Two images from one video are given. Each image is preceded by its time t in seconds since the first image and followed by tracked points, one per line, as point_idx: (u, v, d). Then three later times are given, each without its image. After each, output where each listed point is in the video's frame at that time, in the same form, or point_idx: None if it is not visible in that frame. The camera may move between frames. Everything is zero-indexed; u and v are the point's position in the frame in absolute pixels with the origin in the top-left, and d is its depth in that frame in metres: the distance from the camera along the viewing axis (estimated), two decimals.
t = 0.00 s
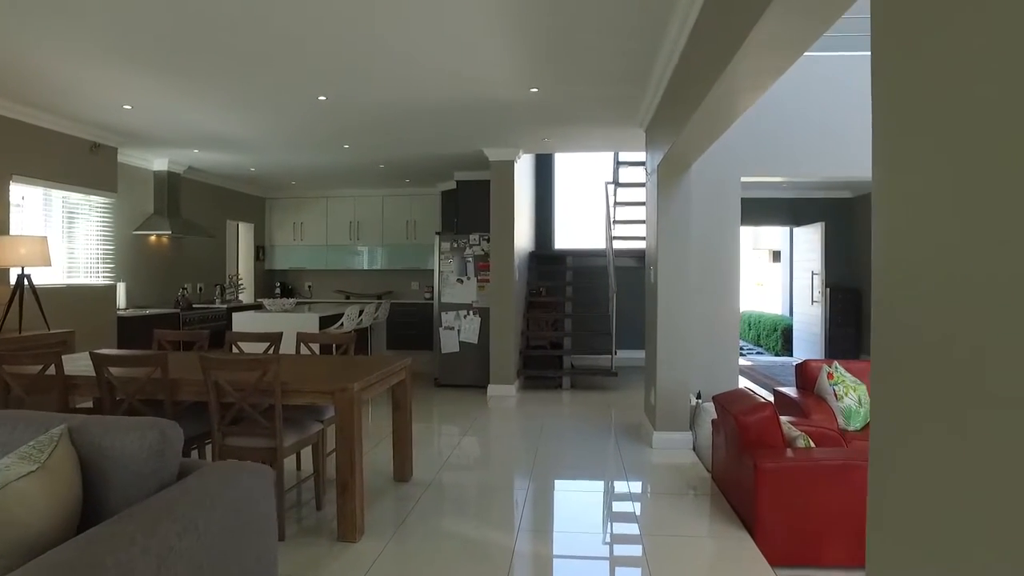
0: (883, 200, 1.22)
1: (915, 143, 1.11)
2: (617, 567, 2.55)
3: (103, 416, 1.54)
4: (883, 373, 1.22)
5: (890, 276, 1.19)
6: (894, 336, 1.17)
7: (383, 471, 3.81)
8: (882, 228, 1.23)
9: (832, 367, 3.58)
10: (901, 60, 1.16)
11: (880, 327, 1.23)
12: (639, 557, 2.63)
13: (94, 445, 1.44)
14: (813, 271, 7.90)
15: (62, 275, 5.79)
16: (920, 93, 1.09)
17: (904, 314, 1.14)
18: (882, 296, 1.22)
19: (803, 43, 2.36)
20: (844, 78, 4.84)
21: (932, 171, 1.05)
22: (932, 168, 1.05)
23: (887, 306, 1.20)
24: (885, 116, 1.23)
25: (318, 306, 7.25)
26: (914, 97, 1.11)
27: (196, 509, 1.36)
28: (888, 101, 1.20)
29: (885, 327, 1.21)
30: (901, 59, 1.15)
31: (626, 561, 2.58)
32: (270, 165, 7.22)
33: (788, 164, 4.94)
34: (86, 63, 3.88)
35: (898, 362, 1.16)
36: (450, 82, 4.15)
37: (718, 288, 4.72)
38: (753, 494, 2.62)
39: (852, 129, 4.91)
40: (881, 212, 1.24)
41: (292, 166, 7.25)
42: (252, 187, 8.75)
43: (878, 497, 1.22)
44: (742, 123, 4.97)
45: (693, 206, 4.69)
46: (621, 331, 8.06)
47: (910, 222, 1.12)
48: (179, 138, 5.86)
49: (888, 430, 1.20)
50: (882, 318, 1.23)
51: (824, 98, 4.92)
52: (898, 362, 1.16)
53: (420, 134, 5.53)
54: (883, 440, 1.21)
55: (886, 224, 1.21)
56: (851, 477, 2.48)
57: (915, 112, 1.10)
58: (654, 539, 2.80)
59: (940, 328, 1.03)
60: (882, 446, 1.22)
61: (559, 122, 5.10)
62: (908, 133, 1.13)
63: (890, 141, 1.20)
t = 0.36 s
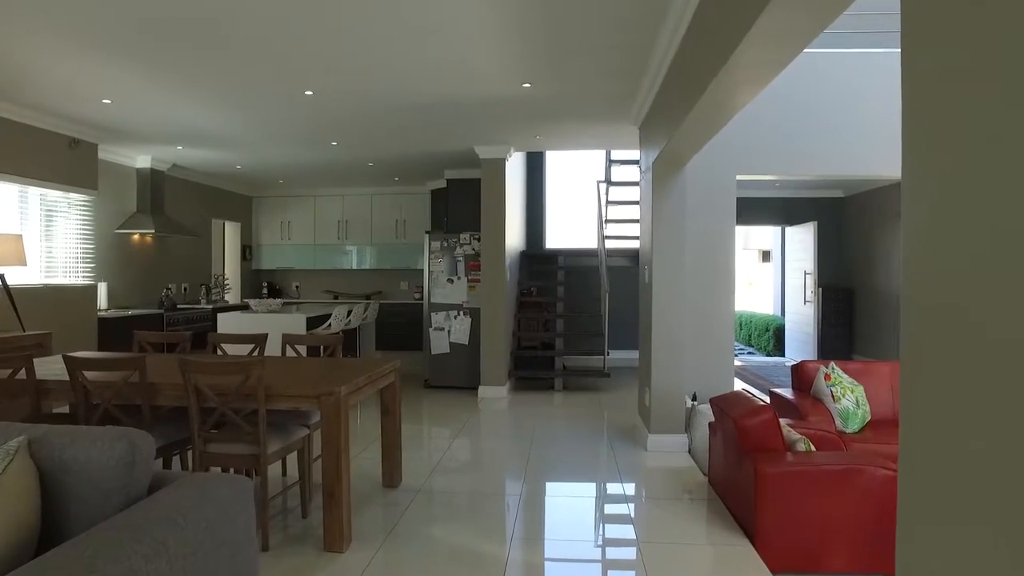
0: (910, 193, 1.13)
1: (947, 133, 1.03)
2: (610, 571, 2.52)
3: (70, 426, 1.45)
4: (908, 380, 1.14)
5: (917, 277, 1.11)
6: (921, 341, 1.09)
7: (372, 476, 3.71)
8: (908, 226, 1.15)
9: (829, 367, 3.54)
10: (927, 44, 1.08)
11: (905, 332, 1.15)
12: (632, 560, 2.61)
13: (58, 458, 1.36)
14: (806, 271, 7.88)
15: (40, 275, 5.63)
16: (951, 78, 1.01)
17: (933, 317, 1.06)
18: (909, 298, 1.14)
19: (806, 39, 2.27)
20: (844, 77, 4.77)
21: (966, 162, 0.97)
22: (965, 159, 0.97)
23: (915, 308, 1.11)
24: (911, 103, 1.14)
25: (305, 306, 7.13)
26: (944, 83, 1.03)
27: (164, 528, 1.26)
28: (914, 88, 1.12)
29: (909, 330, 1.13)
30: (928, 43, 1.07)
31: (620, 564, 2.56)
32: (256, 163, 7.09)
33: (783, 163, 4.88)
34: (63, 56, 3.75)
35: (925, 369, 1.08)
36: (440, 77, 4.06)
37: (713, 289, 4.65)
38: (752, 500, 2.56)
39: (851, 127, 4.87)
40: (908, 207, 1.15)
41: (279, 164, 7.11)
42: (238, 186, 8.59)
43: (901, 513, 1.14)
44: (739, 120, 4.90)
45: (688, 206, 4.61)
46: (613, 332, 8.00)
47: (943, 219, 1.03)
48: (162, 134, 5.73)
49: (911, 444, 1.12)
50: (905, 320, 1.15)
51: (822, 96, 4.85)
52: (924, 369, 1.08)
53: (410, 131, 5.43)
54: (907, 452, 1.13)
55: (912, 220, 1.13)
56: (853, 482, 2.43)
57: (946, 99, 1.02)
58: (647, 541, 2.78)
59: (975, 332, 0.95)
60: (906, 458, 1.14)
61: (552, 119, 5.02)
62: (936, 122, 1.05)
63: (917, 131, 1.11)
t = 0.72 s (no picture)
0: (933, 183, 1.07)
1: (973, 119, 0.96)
2: (601, 573, 2.47)
3: (34, 432, 1.37)
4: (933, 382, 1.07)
5: (942, 273, 1.04)
6: (946, 341, 1.03)
7: (359, 479, 3.62)
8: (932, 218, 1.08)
9: (824, 367, 3.51)
10: (950, 26, 1.01)
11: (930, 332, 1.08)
12: (624, 562, 2.56)
13: (19, 467, 1.28)
14: (797, 271, 7.88)
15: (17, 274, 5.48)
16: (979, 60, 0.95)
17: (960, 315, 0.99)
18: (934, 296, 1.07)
19: (807, 33, 2.19)
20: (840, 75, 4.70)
21: (996, 150, 0.91)
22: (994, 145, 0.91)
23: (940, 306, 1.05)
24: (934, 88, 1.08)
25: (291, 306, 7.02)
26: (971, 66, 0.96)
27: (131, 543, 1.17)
28: (937, 73, 1.06)
29: (934, 330, 1.06)
30: (951, 24, 1.01)
31: (612, 566, 2.51)
32: (242, 160, 6.96)
33: (778, 161, 4.81)
34: (38, 46, 3.63)
35: (952, 371, 1.01)
36: (429, 70, 3.97)
37: (706, 288, 4.60)
38: (749, 502, 2.52)
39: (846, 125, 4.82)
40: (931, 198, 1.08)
41: (265, 161, 6.99)
42: (224, 184, 8.45)
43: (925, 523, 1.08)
44: (733, 117, 4.83)
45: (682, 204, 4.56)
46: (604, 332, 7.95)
47: (971, 211, 0.96)
48: (144, 130, 5.59)
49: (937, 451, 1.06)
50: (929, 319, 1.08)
51: (819, 93, 4.78)
52: (950, 371, 1.02)
53: (398, 127, 5.34)
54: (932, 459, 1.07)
55: (936, 212, 1.06)
56: (852, 483, 2.39)
57: (974, 82, 0.95)
58: (639, 543, 2.74)
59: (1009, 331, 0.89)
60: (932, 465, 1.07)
61: (543, 115, 4.95)
62: (961, 107, 0.99)
63: (940, 117, 1.05)
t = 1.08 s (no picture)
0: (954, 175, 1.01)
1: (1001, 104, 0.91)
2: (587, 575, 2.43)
3: None
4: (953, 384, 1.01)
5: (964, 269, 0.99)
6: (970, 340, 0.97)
7: (341, 483, 3.53)
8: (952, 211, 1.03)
9: (811, 366, 3.49)
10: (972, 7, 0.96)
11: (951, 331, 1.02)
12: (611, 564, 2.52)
13: None
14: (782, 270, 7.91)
15: None
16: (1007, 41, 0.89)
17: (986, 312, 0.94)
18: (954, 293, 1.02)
19: (796, 27, 2.14)
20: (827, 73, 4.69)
21: None
22: None
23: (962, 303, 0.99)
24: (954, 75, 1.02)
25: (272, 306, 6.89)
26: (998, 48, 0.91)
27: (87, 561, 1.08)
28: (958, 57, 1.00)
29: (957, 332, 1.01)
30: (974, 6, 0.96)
31: (598, 568, 2.47)
32: (222, 156, 6.81)
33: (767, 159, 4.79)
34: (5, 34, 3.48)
35: (978, 372, 0.95)
36: (413, 64, 3.89)
37: (694, 286, 4.57)
38: (740, 504, 2.47)
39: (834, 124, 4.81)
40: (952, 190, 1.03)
41: (245, 157, 6.84)
42: (204, 181, 8.27)
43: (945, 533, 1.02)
44: (721, 114, 4.81)
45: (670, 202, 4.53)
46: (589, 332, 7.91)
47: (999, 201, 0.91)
48: (119, 124, 5.43)
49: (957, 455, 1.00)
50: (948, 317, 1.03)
51: (807, 91, 4.77)
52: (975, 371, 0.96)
53: (382, 123, 5.24)
54: (953, 464, 1.01)
55: (957, 205, 1.01)
56: (844, 484, 2.36)
57: (1004, 68, 0.90)
58: (626, 544, 2.70)
59: None
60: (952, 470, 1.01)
61: (529, 112, 4.89)
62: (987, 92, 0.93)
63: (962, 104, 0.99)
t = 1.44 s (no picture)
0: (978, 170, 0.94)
1: None
2: None
3: None
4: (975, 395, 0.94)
5: (991, 273, 0.91)
6: (1000, 349, 0.90)
7: (311, 491, 3.40)
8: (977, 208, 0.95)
9: (792, 366, 3.47)
10: None
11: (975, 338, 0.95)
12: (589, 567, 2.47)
13: None
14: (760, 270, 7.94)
15: None
16: None
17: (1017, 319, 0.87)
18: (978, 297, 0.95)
19: (782, 20, 2.08)
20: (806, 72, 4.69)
21: None
22: None
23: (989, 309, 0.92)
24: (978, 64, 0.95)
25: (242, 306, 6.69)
26: None
27: None
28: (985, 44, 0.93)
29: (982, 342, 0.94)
30: None
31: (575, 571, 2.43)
32: (190, 152, 6.59)
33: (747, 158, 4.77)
34: None
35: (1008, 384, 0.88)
36: (387, 58, 3.77)
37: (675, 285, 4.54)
38: (723, 509, 2.41)
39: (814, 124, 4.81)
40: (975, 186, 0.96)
41: (215, 154, 6.63)
42: (172, 178, 8.01)
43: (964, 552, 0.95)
44: (702, 112, 4.78)
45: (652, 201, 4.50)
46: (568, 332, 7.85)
47: None
48: (79, 117, 5.20)
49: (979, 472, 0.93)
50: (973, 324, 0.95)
51: (786, 90, 4.77)
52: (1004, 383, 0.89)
53: (356, 118, 5.10)
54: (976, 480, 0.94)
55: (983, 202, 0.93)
56: (829, 487, 2.32)
57: None
58: (605, 548, 2.65)
59: None
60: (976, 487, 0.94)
61: (507, 108, 4.80)
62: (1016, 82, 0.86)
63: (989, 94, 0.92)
